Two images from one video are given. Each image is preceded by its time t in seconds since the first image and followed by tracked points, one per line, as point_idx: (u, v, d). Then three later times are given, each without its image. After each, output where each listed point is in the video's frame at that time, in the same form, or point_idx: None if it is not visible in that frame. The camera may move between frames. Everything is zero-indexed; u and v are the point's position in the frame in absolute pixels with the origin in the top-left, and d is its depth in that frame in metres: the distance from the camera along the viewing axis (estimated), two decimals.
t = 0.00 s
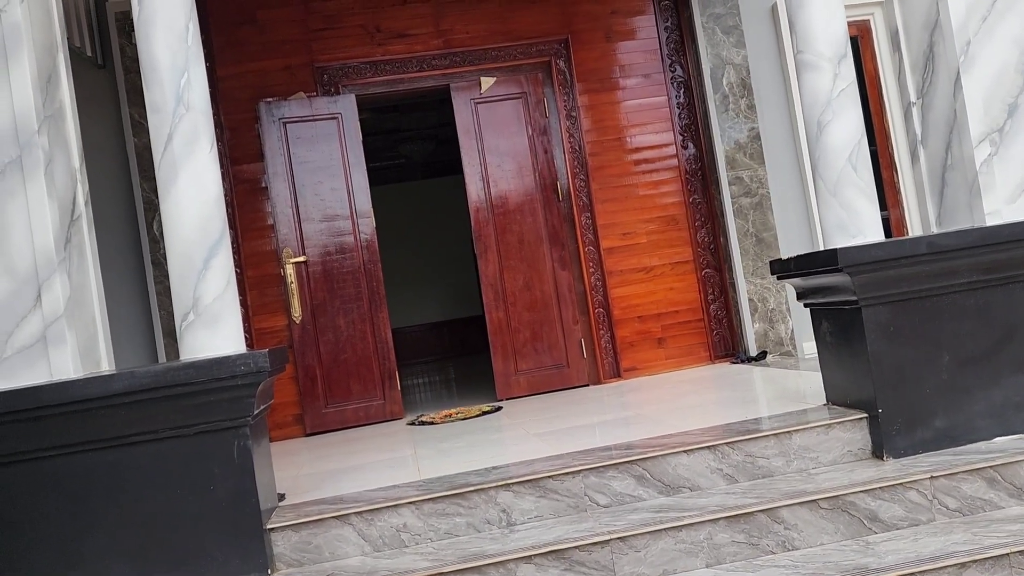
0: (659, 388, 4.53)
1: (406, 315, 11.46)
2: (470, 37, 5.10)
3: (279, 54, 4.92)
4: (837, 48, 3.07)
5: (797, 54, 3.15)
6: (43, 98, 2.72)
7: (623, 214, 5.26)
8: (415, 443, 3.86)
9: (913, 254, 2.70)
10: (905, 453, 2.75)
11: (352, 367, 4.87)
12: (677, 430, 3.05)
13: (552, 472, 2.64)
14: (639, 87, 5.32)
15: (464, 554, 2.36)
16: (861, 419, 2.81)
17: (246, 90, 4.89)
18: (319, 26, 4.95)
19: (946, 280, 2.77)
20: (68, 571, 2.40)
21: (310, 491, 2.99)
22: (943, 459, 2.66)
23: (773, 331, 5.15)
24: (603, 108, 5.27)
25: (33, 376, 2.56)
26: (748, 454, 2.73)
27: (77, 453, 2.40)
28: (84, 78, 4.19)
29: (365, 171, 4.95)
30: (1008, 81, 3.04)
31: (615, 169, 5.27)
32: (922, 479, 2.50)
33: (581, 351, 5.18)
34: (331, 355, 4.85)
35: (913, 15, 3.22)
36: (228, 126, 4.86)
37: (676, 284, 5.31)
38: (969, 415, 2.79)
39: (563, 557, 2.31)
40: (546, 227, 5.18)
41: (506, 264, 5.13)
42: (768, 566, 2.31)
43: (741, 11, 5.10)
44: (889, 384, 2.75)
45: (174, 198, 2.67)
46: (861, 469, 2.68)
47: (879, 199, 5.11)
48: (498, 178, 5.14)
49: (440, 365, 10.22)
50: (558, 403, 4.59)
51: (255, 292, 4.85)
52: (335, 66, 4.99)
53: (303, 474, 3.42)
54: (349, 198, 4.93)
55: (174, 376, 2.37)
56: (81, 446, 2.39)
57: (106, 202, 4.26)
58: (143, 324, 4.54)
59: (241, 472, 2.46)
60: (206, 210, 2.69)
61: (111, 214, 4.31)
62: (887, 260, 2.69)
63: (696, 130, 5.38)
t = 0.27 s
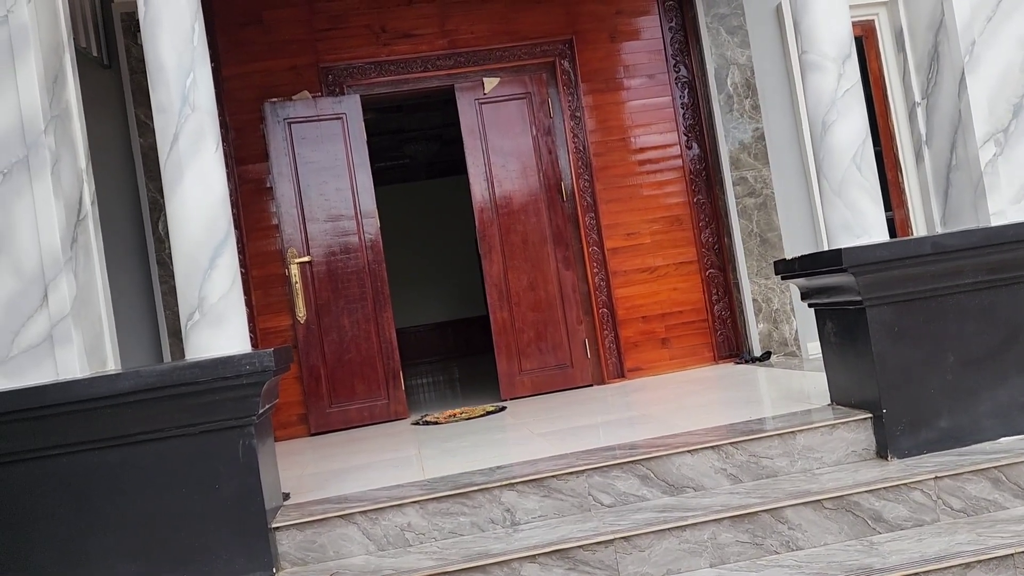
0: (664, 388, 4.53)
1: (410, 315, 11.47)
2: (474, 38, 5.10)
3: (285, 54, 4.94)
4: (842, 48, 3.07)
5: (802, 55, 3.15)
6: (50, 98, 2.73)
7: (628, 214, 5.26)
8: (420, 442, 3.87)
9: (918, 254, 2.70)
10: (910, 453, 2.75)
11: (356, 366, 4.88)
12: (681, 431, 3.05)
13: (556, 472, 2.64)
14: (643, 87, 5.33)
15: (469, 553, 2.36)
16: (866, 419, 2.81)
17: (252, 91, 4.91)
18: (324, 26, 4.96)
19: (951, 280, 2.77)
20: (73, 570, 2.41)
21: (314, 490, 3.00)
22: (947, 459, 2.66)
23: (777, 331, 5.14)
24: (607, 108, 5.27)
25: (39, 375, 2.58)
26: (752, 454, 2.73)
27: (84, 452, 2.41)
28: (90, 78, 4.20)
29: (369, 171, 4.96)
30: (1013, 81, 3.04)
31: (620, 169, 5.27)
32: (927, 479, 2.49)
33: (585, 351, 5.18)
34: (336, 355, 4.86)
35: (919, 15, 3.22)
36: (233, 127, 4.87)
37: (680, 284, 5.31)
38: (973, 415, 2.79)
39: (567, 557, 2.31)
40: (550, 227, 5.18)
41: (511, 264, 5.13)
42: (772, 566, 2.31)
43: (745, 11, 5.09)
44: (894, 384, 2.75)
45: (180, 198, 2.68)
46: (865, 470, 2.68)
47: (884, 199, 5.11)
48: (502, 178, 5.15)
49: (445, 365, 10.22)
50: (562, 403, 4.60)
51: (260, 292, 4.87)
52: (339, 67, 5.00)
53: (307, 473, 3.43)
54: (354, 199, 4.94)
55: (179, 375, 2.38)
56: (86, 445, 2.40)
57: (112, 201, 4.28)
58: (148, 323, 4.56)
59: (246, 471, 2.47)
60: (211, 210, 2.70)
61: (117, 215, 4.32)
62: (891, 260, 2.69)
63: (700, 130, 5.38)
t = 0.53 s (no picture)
0: (665, 387, 4.53)
1: (412, 314, 11.47)
2: (476, 37, 5.10)
3: (286, 53, 4.94)
4: (844, 47, 3.06)
5: (804, 54, 3.15)
6: (51, 97, 2.73)
7: (629, 213, 5.26)
8: (421, 441, 3.87)
9: (920, 253, 2.69)
10: (911, 452, 2.74)
11: (357, 365, 4.88)
12: (682, 430, 3.05)
13: (557, 471, 2.64)
14: (645, 86, 5.32)
15: (470, 552, 2.37)
16: (867, 418, 2.81)
17: (253, 90, 4.91)
18: (325, 25, 4.96)
19: (952, 280, 2.76)
20: (75, 568, 2.41)
21: (315, 489, 3.00)
22: (949, 458, 2.66)
23: (778, 330, 5.14)
24: (609, 107, 5.27)
25: (41, 373, 2.58)
26: (753, 453, 2.73)
27: (85, 451, 2.41)
28: (92, 77, 4.21)
29: (370, 170, 4.96)
30: (1015, 80, 3.03)
31: (621, 168, 5.27)
32: (928, 479, 2.49)
33: (586, 350, 5.18)
34: (337, 353, 4.86)
35: (921, 14, 3.21)
36: (235, 126, 4.87)
37: (681, 283, 5.31)
38: (975, 414, 2.78)
39: (568, 555, 2.31)
40: (552, 227, 5.18)
41: (512, 263, 5.13)
42: (773, 565, 2.31)
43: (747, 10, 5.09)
44: (895, 383, 2.74)
45: (181, 197, 2.68)
46: (867, 469, 2.68)
47: (885, 198, 5.10)
48: (503, 177, 5.15)
49: (446, 364, 10.22)
50: (563, 402, 4.60)
51: (262, 291, 4.87)
52: (341, 66, 5.00)
53: (308, 472, 3.43)
54: (355, 197, 4.94)
55: (180, 373, 2.38)
56: (88, 443, 2.40)
57: (113, 200, 4.28)
58: (150, 322, 4.56)
59: (247, 469, 2.48)
60: (212, 208, 2.70)
61: (118, 213, 4.32)
62: (893, 260, 2.69)
63: (702, 129, 5.38)
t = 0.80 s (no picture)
0: (665, 387, 4.53)
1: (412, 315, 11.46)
2: (476, 37, 5.10)
3: (286, 54, 4.94)
4: (843, 46, 3.06)
5: (803, 54, 3.15)
6: (50, 98, 2.73)
7: (629, 213, 5.26)
8: (421, 442, 3.87)
9: (919, 253, 2.69)
10: (911, 453, 2.74)
11: (357, 366, 4.88)
12: (683, 430, 3.05)
13: (557, 472, 2.64)
14: (645, 87, 5.32)
15: (469, 553, 2.36)
16: (867, 418, 2.80)
17: (253, 90, 4.91)
18: (325, 26, 4.96)
19: (952, 280, 2.76)
20: (75, 570, 2.41)
21: (315, 490, 3.00)
22: (949, 459, 2.65)
23: (779, 331, 5.14)
24: (609, 107, 5.27)
25: (40, 373, 2.58)
26: (753, 454, 2.73)
27: (85, 452, 2.41)
28: (91, 78, 4.21)
29: (370, 171, 4.96)
30: (1015, 80, 3.03)
31: (621, 168, 5.27)
32: (928, 479, 2.49)
33: (586, 351, 5.18)
34: (337, 354, 4.86)
35: (920, 14, 3.21)
36: (235, 126, 4.87)
37: (682, 284, 5.31)
38: (975, 415, 2.78)
39: (567, 556, 2.31)
40: (552, 227, 5.18)
41: (512, 263, 5.13)
42: (772, 566, 2.30)
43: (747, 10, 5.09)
44: (895, 384, 2.74)
45: (181, 197, 2.68)
46: (867, 469, 2.67)
47: (885, 198, 5.10)
48: (503, 177, 5.14)
49: (446, 365, 10.22)
50: (564, 403, 4.59)
51: (262, 291, 4.87)
52: (341, 66, 5.00)
53: (308, 473, 3.43)
54: (355, 198, 4.94)
55: (179, 374, 2.38)
56: (87, 444, 2.40)
57: (113, 201, 4.28)
58: (150, 323, 4.56)
59: (247, 470, 2.47)
60: (211, 209, 2.70)
61: (118, 214, 4.32)
62: (893, 260, 2.69)
63: (702, 129, 5.37)
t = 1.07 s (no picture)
0: (666, 389, 4.53)
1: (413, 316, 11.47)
2: (475, 39, 5.11)
3: (286, 56, 4.94)
4: (842, 48, 3.06)
5: (802, 55, 3.15)
6: (50, 100, 2.73)
7: (629, 215, 5.26)
8: (421, 444, 3.87)
9: (919, 255, 2.69)
10: (910, 454, 2.74)
11: (357, 368, 4.88)
12: (683, 432, 3.05)
13: (556, 473, 2.64)
14: (645, 88, 5.32)
15: (469, 555, 2.36)
16: (867, 420, 2.80)
17: (253, 92, 4.91)
18: (325, 28, 4.97)
19: (952, 281, 2.76)
20: (75, 571, 2.41)
21: (315, 492, 3.00)
22: (949, 460, 2.65)
23: (779, 332, 5.14)
24: (609, 109, 5.27)
25: (40, 376, 2.58)
26: (753, 455, 2.73)
27: (85, 454, 2.41)
28: (91, 81, 4.21)
29: (370, 173, 4.96)
30: (1014, 81, 3.03)
31: (621, 170, 5.27)
32: (928, 480, 2.49)
33: (587, 352, 5.18)
34: (338, 356, 4.86)
35: (920, 16, 3.21)
36: (235, 128, 4.88)
37: (682, 285, 5.31)
38: (975, 416, 2.78)
39: (567, 558, 2.31)
40: (552, 229, 5.18)
41: (512, 265, 5.13)
42: (772, 568, 2.30)
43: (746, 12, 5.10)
44: (895, 385, 2.74)
45: (180, 200, 2.69)
46: (866, 471, 2.67)
47: (886, 200, 5.10)
48: (503, 179, 5.15)
49: (447, 366, 10.23)
50: (564, 404, 4.59)
51: (262, 293, 4.87)
52: (341, 68, 5.01)
53: (309, 474, 3.43)
54: (355, 200, 4.94)
55: (179, 376, 2.38)
56: (87, 446, 2.41)
57: (113, 203, 4.29)
58: (150, 325, 4.56)
59: (246, 472, 2.47)
60: (211, 211, 2.70)
61: (118, 216, 4.33)
62: (893, 261, 2.69)
63: (701, 131, 5.37)
